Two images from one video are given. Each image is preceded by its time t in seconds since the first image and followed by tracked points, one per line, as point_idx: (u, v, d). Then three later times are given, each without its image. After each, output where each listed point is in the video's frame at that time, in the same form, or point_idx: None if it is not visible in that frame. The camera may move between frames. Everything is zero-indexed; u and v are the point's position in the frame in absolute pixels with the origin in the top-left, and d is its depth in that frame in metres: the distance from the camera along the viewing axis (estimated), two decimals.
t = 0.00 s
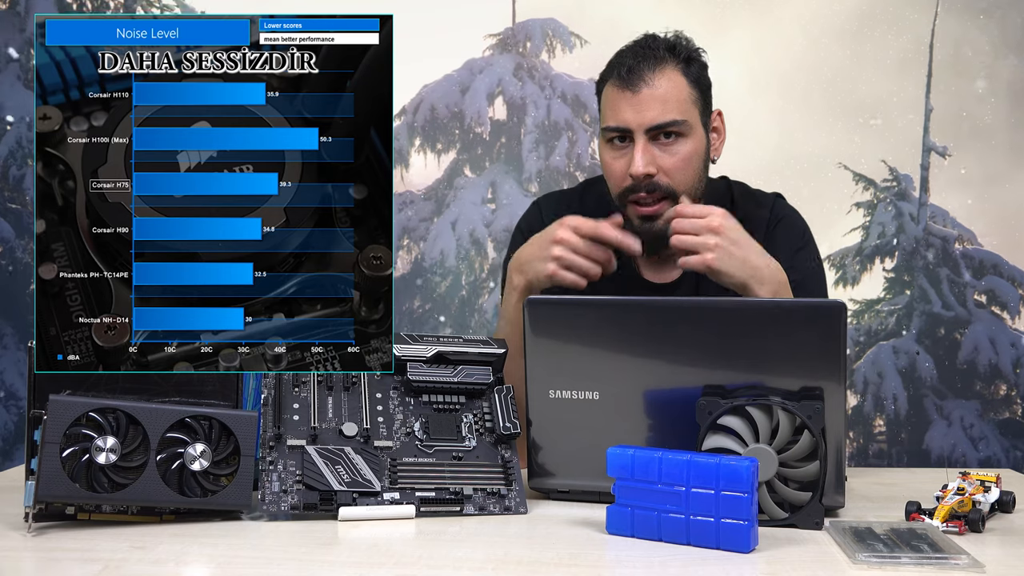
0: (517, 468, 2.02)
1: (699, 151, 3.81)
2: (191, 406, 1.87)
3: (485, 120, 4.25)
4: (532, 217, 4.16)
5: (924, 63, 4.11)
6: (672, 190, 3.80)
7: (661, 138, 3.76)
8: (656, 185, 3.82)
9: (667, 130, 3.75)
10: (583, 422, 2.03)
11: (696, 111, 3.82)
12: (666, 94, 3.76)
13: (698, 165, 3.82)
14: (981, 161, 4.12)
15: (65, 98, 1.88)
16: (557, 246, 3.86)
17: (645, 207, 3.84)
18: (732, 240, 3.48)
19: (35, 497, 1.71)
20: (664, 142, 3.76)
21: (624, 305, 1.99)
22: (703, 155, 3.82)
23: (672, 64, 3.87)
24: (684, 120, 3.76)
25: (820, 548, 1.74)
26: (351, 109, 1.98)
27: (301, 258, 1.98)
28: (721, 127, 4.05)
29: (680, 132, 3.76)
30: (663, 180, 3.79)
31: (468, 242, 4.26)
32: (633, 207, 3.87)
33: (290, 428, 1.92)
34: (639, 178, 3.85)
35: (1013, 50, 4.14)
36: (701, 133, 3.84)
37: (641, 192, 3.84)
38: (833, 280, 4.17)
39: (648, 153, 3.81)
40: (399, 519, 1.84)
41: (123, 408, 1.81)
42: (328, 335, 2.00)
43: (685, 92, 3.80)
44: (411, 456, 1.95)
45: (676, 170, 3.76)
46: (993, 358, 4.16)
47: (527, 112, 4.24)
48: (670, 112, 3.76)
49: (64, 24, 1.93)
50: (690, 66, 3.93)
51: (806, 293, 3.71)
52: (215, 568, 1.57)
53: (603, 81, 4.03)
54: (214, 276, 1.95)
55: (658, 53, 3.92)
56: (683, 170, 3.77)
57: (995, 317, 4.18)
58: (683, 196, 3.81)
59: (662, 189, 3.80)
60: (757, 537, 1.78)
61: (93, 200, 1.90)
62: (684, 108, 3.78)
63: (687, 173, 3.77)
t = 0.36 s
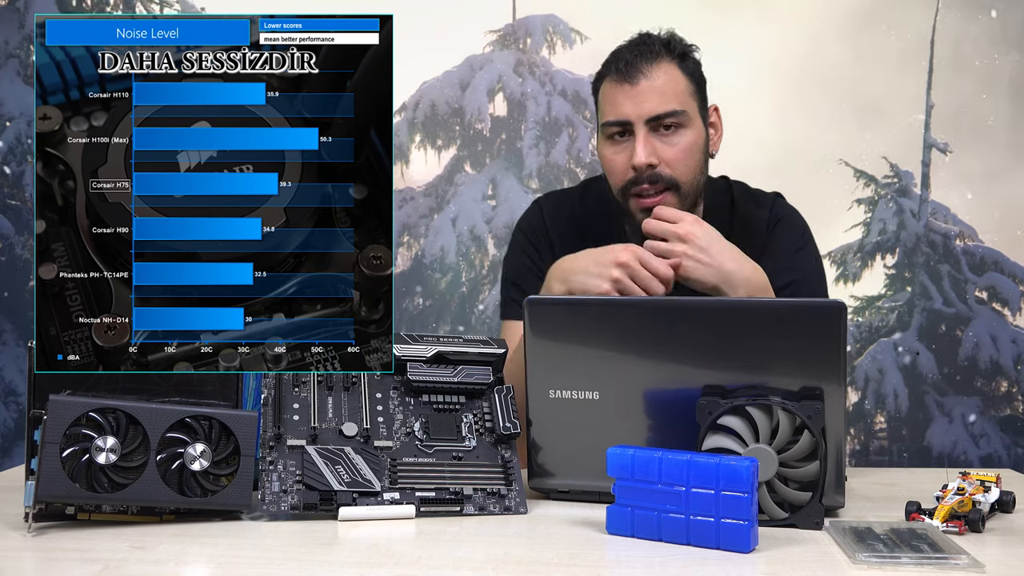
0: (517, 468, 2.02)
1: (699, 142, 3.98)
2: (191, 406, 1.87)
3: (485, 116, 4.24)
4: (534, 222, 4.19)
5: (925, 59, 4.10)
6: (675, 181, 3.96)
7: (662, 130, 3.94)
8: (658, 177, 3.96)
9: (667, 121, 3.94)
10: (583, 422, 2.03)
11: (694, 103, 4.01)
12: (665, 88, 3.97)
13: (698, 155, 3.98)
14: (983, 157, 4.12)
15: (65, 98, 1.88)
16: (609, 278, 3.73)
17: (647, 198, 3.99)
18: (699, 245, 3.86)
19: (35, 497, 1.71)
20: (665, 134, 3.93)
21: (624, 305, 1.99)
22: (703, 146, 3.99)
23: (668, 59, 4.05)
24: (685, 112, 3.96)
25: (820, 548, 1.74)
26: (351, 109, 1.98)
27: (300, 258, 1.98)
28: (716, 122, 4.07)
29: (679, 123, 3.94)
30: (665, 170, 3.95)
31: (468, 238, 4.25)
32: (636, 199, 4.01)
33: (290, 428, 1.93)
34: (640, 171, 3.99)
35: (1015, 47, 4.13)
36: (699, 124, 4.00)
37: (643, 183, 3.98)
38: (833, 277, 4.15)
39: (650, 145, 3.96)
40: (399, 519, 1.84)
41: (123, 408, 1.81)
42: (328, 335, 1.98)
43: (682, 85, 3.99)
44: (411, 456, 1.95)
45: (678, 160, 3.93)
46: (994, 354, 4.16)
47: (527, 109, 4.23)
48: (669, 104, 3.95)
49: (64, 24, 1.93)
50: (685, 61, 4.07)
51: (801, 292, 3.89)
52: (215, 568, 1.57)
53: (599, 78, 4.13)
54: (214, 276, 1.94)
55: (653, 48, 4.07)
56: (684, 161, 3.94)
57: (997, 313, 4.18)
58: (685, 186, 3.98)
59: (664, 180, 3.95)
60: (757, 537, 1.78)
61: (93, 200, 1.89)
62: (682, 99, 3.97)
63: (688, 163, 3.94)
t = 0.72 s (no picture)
0: (517, 468, 2.02)
1: (696, 139, 3.86)
2: (191, 406, 1.87)
3: (485, 113, 4.45)
4: (534, 222, 4.23)
5: (926, 57, 4.29)
6: (675, 179, 3.83)
7: (659, 128, 3.79)
8: (658, 176, 3.83)
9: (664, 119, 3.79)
10: (584, 422, 2.03)
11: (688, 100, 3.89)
12: (660, 86, 3.81)
13: (696, 152, 3.86)
14: (985, 156, 4.29)
15: (65, 98, 1.88)
16: (634, 253, 2.97)
17: (650, 199, 3.86)
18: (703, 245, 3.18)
19: (35, 497, 1.71)
20: (663, 132, 3.78)
21: (625, 305, 1.99)
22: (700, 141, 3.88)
23: (658, 57, 3.95)
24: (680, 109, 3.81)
25: (820, 548, 1.74)
26: (351, 109, 1.98)
27: (300, 258, 1.97)
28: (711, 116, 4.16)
29: (676, 120, 3.80)
30: (666, 170, 3.81)
31: (468, 235, 4.44)
32: (638, 200, 3.88)
33: (290, 428, 1.93)
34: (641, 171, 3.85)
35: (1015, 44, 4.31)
36: (695, 120, 3.88)
37: (645, 184, 3.84)
38: (834, 274, 4.34)
39: (648, 145, 3.82)
40: (400, 519, 1.84)
41: (123, 408, 1.81)
42: (328, 335, 1.98)
43: (676, 82, 3.85)
44: (411, 456, 1.95)
45: (678, 158, 3.80)
46: (996, 351, 4.30)
47: (527, 105, 4.43)
48: (665, 102, 3.80)
49: (64, 24, 1.92)
50: (676, 57, 4.00)
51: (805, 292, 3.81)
52: (215, 568, 1.57)
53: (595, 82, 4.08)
54: (213, 276, 1.94)
55: (644, 50, 4.01)
56: (684, 158, 3.82)
57: (998, 311, 4.33)
58: (686, 183, 3.85)
59: (665, 179, 3.82)
60: (757, 537, 1.78)
61: (93, 200, 1.89)
62: (676, 96, 3.83)
63: (688, 160, 3.81)
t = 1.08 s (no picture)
0: (517, 468, 2.02)
1: (693, 142, 3.78)
2: (191, 406, 1.87)
3: (486, 109, 4.46)
4: (533, 221, 4.26)
5: (927, 52, 4.33)
6: (671, 184, 3.77)
7: (655, 132, 3.71)
8: (655, 181, 3.77)
9: (660, 124, 3.71)
10: (584, 422, 2.03)
11: (686, 102, 3.78)
12: (657, 89, 3.70)
13: (693, 155, 3.79)
14: (987, 151, 4.33)
15: (65, 98, 1.87)
16: (647, 254, 2.82)
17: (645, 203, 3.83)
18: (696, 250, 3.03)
19: (35, 497, 1.71)
20: (659, 137, 3.71)
21: (625, 306, 1.99)
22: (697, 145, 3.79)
23: (655, 58, 3.79)
24: (677, 114, 3.71)
25: (820, 548, 1.74)
26: (351, 109, 1.97)
27: (300, 258, 1.97)
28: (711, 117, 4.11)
29: (673, 125, 3.71)
30: (662, 175, 3.75)
31: (468, 232, 4.46)
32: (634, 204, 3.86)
33: (290, 428, 1.93)
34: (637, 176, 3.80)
35: (1016, 39, 4.34)
36: (692, 124, 3.79)
37: (641, 189, 3.80)
38: (834, 270, 4.36)
39: (645, 149, 3.75)
40: (399, 519, 1.84)
41: (123, 408, 1.81)
42: (328, 335, 1.98)
43: (673, 85, 3.73)
44: (411, 456, 1.95)
45: (674, 163, 3.72)
46: (996, 348, 4.33)
47: (528, 102, 4.44)
48: (661, 107, 3.70)
49: (64, 24, 1.92)
50: (675, 58, 3.83)
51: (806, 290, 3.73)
52: (215, 568, 1.57)
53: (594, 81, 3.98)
54: (213, 276, 1.94)
55: (642, 49, 3.85)
56: (681, 163, 3.73)
57: (999, 307, 4.36)
58: (682, 188, 3.79)
59: (661, 185, 3.76)
60: (757, 537, 1.78)
61: (93, 200, 1.89)
62: (673, 100, 3.72)
63: (684, 166, 3.73)
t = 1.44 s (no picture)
0: (518, 468, 2.02)
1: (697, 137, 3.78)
2: (191, 406, 1.87)
3: (486, 106, 4.58)
4: (533, 222, 4.24)
5: (927, 49, 4.43)
6: (679, 179, 3.74)
7: (662, 128, 3.70)
8: (663, 177, 3.74)
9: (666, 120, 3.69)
10: (584, 422, 2.03)
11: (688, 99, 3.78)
12: (660, 86, 3.69)
13: (698, 150, 3.78)
14: (989, 148, 4.42)
15: (65, 98, 1.87)
16: (646, 255, 2.82)
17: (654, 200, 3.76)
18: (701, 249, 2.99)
19: (35, 497, 1.71)
20: (665, 132, 3.70)
21: (625, 306, 1.98)
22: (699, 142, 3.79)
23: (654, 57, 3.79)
24: (681, 110, 3.71)
25: (820, 548, 1.74)
26: (351, 109, 1.97)
27: (300, 258, 1.97)
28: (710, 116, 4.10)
29: (677, 121, 3.70)
30: (670, 170, 3.73)
31: (469, 229, 4.59)
32: (642, 202, 3.77)
33: (290, 428, 1.93)
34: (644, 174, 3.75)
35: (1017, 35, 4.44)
36: (695, 120, 3.79)
37: (649, 186, 3.74)
38: (835, 268, 4.49)
39: (652, 146, 3.72)
40: (399, 519, 1.84)
41: (123, 408, 1.81)
42: (328, 335, 1.97)
43: (675, 83, 3.73)
44: (411, 456, 1.95)
45: (682, 158, 3.71)
46: (997, 344, 4.43)
47: (527, 98, 4.56)
48: (665, 104, 3.68)
49: (64, 24, 1.92)
50: (673, 58, 3.82)
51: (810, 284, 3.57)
52: (215, 568, 1.58)
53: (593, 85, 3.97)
54: (213, 276, 1.93)
55: (640, 49, 3.85)
56: (687, 158, 3.73)
57: (1001, 304, 4.46)
58: (691, 183, 3.77)
59: (670, 178, 3.73)
60: (757, 537, 1.78)
61: (93, 200, 1.89)
62: (677, 97, 3.71)
63: (690, 160, 3.72)
